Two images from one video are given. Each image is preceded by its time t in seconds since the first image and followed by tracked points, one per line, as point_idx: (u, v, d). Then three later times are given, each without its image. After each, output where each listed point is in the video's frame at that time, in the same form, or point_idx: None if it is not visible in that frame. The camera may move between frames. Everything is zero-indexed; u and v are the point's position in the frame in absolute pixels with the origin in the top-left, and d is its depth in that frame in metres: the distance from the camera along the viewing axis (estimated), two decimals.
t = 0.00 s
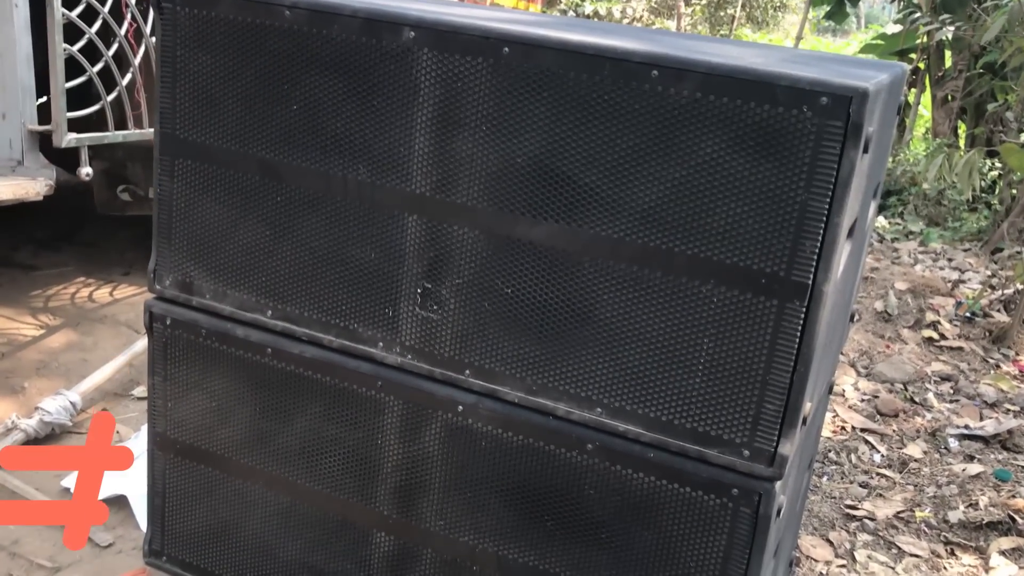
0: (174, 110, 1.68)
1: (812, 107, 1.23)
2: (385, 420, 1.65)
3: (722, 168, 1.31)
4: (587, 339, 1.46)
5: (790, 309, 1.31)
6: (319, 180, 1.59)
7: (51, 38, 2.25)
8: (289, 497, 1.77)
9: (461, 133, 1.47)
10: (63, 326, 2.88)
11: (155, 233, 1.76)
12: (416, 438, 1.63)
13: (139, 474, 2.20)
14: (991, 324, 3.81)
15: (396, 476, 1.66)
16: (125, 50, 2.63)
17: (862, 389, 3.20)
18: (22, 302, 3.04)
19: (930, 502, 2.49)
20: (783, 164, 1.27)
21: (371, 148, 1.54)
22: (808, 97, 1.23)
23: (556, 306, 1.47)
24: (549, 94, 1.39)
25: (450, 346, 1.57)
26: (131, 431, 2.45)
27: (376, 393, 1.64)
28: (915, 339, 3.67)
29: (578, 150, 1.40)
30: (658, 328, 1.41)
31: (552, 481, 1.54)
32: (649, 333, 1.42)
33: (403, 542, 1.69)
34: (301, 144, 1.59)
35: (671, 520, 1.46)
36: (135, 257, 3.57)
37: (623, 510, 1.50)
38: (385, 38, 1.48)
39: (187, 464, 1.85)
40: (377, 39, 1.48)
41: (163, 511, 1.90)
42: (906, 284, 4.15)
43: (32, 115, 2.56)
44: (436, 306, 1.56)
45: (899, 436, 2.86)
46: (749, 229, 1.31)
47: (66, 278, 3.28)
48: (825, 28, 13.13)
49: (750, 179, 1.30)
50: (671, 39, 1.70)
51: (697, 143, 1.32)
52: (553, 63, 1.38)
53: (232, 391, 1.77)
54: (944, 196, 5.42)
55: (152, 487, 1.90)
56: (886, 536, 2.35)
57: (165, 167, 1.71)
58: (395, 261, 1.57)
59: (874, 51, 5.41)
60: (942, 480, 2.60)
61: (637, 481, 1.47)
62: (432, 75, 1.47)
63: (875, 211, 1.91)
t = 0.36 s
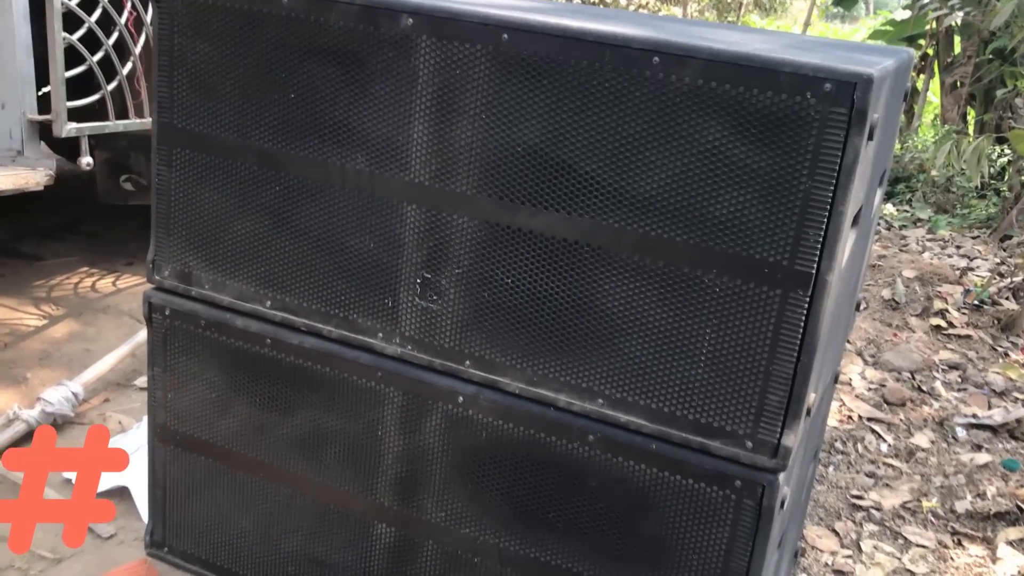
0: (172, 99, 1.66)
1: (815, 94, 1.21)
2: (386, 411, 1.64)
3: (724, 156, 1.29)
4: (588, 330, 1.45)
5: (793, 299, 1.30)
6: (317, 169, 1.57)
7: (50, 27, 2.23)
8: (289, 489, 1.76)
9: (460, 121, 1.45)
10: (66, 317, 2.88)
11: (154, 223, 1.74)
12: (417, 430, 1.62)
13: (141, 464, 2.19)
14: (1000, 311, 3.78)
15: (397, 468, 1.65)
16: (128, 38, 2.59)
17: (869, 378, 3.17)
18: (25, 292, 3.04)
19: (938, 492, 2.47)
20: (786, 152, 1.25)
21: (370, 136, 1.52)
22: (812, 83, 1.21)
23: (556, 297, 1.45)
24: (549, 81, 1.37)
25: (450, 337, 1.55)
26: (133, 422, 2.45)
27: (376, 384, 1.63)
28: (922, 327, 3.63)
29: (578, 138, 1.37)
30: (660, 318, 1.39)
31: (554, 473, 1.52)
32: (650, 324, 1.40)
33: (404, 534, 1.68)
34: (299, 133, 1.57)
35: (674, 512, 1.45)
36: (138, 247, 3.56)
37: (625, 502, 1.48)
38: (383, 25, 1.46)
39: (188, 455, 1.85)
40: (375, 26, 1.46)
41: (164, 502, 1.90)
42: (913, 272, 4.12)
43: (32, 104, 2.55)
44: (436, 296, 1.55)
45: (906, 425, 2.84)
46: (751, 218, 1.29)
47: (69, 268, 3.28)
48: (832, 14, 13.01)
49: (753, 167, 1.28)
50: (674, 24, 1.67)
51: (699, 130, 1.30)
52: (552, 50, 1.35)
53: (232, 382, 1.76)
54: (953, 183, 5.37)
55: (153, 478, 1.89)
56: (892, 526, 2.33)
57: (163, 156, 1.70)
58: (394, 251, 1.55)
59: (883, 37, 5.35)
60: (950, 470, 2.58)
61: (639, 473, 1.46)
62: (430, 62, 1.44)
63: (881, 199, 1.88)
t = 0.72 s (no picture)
0: (173, 92, 1.65)
1: (821, 86, 1.20)
2: (389, 405, 1.63)
3: (728, 149, 1.28)
4: (591, 324, 1.44)
5: (798, 293, 1.28)
6: (320, 162, 1.57)
7: (53, 20, 2.23)
8: (292, 483, 1.76)
9: (462, 114, 1.44)
10: (71, 310, 2.88)
11: (156, 216, 1.74)
12: (420, 424, 1.61)
13: (146, 458, 2.20)
14: (1007, 305, 3.76)
15: (400, 462, 1.65)
16: (131, 30, 2.58)
17: (875, 371, 3.16)
18: (30, 285, 3.04)
19: (943, 486, 2.46)
20: (791, 145, 1.24)
21: (372, 129, 1.51)
22: (818, 75, 1.20)
23: (559, 291, 1.45)
24: (551, 73, 1.36)
25: (453, 331, 1.55)
26: (138, 415, 2.45)
27: (379, 378, 1.63)
28: (928, 321, 3.62)
29: (581, 130, 1.36)
30: (664, 312, 1.38)
31: (557, 467, 1.52)
32: (654, 318, 1.39)
33: (407, 528, 1.67)
34: (301, 126, 1.56)
35: (678, 507, 1.44)
36: (142, 240, 3.56)
37: (629, 497, 1.48)
38: (385, 16, 1.44)
39: (191, 449, 1.84)
40: (377, 18, 1.45)
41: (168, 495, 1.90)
42: (920, 265, 4.10)
43: (34, 97, 2.54)
44: (439, 290, 1.54)
45: (912, 419, 2.83)
46: (756, 211, 1.28)
47: (73, 261, 3.28)
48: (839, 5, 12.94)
49: (758, 160, 1.26)
50: (678, 16, 1.66)
51: (703, 123, 1.29)
52: (556, 42, 1.34)
53: (235, 376, 1.76)
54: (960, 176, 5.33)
55: (157, 471, 1.89)
56: (898, 521, 2.32)
57: (165, 149, 1.69)
58: (397, 244, 1.55)
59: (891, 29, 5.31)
60: (956, 464, 2.56)
61: (643, 467, 1.45)
62: (432, 54, 1.43)
63: (887, 191, 1.87)
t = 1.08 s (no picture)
0: (182, 82, 1.65)
1: (830, 76, 1.20)
2: (397, 395, 1.64)
3: (737, 139, 1.28)
4: (599, 315, 1.44)
5: (806, 284, 1.28)
6: (328, 152, 1.57)
7: (61, 10, 2.23)
8: (301, 472, 1.77)
9: (471, 104, 1.44)
10: (78, 300, 2.89)
11: (166, 206, 1.74)
12: (428, 413, 1.62)
13: (153, 448, 2.21)
14: (1014, 298, 3.74)
15: (407, 452, 1.65)
16: (139, 21, 2.58)
17: (881, 365, 3.16)
18: (38, 276, 3.05)
19: (950, 479, 2.46)
20: (800, 135, 1.24)
21: (380, 119, 1.51)
22: (826, 65, 1.19)
23: (567, 281, 1.45)
24: (560, 64, 1.36)
25: (460, 321, 1.55)
26: (145, 404, 2.46)
27: (387, 368, 1.63)
28: (935, 314, 3.61)
29: (590, 121, 1.36)
30: (671, 303, 1.38)
31: (565, 457, 1.52)
32: (661, 309, 1.39)
33: (414, 518, 1.68)
34: (310, 116, 1.57)
35: (685, 497, 1.45)
36: (149, 231, 3.57)
37: (637, 486, 1.48)
38: (393, 6, 1.44)
39: (199, 438, 1.85)
40: (386, 8, 1.45)
41: (176, 484, 1.91)
42: (926, 258, 4.08)
43: (43, 88, 2.54)
44: (446, 281, 1.54)
45: (919, 412, 2.83)
46: (764, 202, 1.28)
47: (81, 252, 3.29)
48: None
49: (766, 151, 1.26)
50: (686, 6, 1.65)
51: (712, 114, 1.28)
52: (564, 32, 1.34)
53: (243, 365, 1.76)
54: (967, 169, 5.31)
55: (165, 460, 1.90)
56: (904, 513, 2.32)
57: (174, 139, 1.69)
58: (405, 234, 1.55)
59: (898, 22, 5.29)
60: (963, 457, 2.56)
61: (650, 457, 1.46)
62: (440, 45, 1.43)
63: (895, 183, 1.87)
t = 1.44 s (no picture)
0: (199, 74, 1.68)
1: (839, 70, 1.22)
2: (410, 382, 1.66)
3: (748, 131, 1.30)
4: (610, 303, 1.47)
5: (815, 273, 1.31)
6: (343, 143, 1.60)
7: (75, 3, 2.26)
8: (314, 459, 1.80)
9: (485, 96, 1.46)
10: (89, 291, 2.92)
11: (182, 196, 1.77)
12: (441, 400, 1.65)
13: (167, 436, 2.24)
14: (1016, 292, 3.77)
15: (420, 438, 1.68)
16: (151, 14, 2.60)
17: (884, 357, 3.18)
18: (49, 266, 3.08)
19: (952, 469, 2.49)
20: (809, 127, 1.26)
21: (395, 110, 1.54)
22: (836, 59, 1.22)
23: (579, 271, 1.47)
24: (574, 56, 1.38)
25: (473, 309, 1.58)
26: (157, 393, 2.49)
27: (400, 356, 1.66)
28: (937, 308, 3.63)
29: (603, 112, 1.39)
30: (682, 291, 1.41)
31: (576, 443, 1.55)
32: (672, 297, 1.42)
33: (426, 503, 1.71)
34: (326, 108, 1.59)
35: (694, 482, 1.48)
36: (158, 223, 3.59)
37: (646, 471, 1.51)
38: None
39: (214, 425, 1.88)
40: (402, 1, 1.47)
41: (191, 471, 1.94)
42: (929, 252, 4.10)
43: (58, 80, 2.57)
44: (460, 270, 1.57)
45: (921, 403, 2.86)
46: (773, 192, 1.31)
47: (91, 243, 3.31)
48: None
49: (776, 142, 1.29)
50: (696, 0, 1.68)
51: (723, 106, 1.31)
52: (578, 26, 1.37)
53: (258, 353, 1.79)
54: (970, 164, 5.33)
55: (181, 447, 1.93)
56: (906, 502, 2.36)
57: (191, 131, 1.72)
58: (419, 224, 1.58)
59: (902, 17, 5.30)
60: (964, 448, 2.59)
61: (659, 443, 1.49)
62: (456, 38, 1.46)
63: (900, 176, 1.89)
